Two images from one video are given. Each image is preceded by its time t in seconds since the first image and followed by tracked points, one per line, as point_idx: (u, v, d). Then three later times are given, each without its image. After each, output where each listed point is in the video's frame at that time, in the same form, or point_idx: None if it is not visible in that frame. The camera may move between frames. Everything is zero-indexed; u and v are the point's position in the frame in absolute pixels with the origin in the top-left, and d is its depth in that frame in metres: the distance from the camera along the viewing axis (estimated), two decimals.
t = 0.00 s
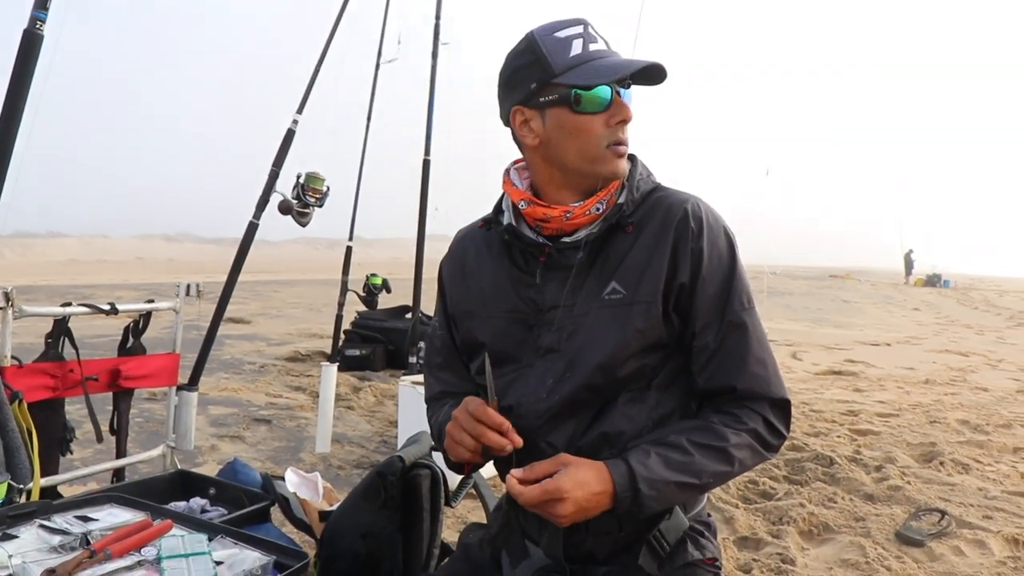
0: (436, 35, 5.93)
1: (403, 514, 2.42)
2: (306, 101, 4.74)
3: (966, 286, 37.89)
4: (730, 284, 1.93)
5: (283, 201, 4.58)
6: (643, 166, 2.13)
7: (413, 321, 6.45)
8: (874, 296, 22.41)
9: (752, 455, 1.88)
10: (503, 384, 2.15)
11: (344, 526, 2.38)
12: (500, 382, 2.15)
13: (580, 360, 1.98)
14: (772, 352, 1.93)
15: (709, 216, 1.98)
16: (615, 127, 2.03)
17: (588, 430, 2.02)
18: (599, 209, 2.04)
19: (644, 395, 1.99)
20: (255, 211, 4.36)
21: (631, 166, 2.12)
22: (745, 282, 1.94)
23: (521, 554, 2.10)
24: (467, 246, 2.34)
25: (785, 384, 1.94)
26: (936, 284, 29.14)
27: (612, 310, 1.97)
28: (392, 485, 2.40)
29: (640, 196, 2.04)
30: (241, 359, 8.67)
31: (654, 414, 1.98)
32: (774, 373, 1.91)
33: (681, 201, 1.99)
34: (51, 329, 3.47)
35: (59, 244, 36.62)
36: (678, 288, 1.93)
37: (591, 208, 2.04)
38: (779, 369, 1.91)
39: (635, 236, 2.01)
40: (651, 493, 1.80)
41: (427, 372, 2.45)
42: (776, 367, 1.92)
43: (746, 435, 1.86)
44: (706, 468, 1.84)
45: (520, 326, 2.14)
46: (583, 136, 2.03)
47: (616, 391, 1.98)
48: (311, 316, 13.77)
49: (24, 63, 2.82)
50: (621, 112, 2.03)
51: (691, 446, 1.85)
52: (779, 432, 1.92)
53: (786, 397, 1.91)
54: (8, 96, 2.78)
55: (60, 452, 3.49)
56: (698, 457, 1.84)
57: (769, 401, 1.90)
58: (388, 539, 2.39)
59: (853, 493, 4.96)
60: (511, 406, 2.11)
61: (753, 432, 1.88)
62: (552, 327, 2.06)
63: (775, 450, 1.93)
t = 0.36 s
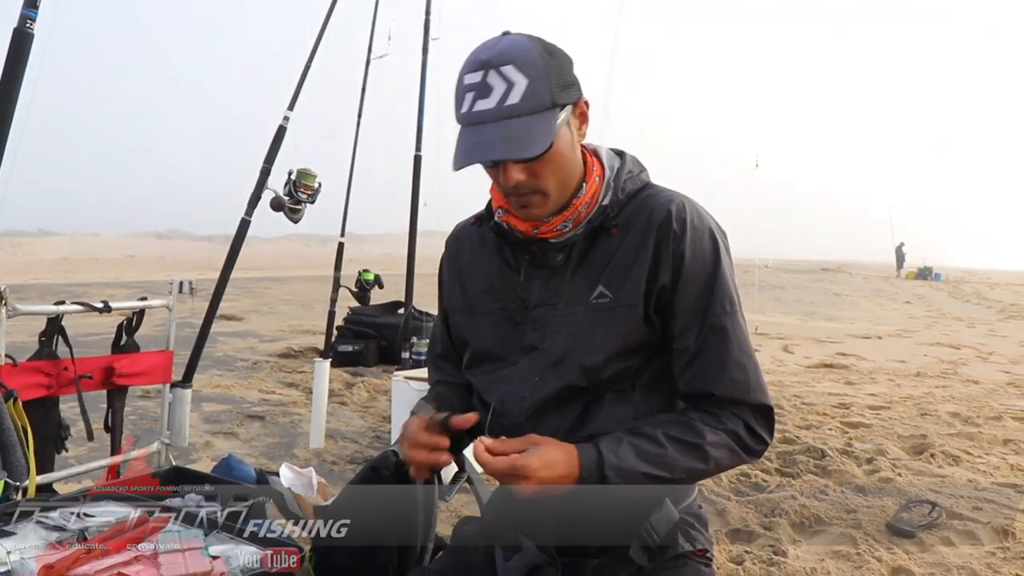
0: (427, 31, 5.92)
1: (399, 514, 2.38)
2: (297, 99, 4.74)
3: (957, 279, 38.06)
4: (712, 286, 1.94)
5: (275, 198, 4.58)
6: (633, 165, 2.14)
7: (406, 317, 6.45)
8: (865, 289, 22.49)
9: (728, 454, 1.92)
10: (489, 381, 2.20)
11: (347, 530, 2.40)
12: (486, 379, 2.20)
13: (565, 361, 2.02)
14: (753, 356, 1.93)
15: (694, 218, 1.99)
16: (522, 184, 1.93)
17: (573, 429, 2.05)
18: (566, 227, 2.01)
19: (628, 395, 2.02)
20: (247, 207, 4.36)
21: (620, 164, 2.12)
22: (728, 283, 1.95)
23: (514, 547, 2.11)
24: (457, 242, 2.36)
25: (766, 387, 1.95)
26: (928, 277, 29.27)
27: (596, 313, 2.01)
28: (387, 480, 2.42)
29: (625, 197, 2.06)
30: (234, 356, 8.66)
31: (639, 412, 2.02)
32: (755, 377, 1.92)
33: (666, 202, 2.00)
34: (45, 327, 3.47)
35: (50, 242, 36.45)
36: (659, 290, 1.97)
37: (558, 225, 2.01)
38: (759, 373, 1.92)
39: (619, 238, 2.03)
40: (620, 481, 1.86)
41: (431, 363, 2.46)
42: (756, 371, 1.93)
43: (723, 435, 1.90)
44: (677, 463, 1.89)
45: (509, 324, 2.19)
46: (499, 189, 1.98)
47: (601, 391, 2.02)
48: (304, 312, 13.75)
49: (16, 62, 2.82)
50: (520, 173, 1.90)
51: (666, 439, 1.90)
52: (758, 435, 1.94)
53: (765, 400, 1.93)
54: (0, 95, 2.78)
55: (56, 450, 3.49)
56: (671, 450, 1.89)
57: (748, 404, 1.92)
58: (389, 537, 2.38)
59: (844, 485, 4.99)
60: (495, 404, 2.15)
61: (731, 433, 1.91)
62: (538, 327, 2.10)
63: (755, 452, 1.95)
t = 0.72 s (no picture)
0: (431, 23, 5.92)
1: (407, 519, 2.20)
2: (302, 92, 4.74)
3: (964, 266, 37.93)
4: (700, 288, 1.92)
5: (281, 191, 4.59)
6: (622, 158, 2.13)
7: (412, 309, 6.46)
8: (870, 278, 22.43)
9: (718, 459, 1.93)
10: (482, 380, 2.22)
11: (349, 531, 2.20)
12: (480, 378, 2.23)
13: (557, 363, 2.05)
14: (744, 359, 1.92)
15: (682, 216, 1.97)
16: (505, 198, 1.92)
17: (567, 431, 2.06)
18: (554, 232, 2.03)
19: (621, 395, 2.04)
20: (254, 201, 4.37)
21: (610, 158, 2.12)
22: (718, 283, 1.92)
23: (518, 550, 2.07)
24: (452, 238, 2.38)
25: (758, 389, 1.94)
26: (933, 265, 29.20)
27: (586, 315, 2.03)
28: (394, 471, 2.44)
29: (614, 195, 2.06)
30: (241, 349, 8.69)
31: (634, 411, 2.03)
32: (745, 380, 1.91)
33: (654, 202, 1.99)
34: (54, 321, 3.49)
35: (56, 235, 36.55)
36: (647, 293, 1.97)
37: (544, 231, 2.03)
38: (749, 376, 1.91)
39: (609, 239, 2.03)
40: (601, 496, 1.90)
41: (426, 354, 2.46)
42: (747, 373, 1.92)
43: (712, 442, 1.91)
44: (661, 474, 1.92)
45: (504, 323, 2.21)
46: (483, 203, 1.98)
47: (593, 392, 2.04)
48: (309, 305, 13.78)
49: (24, 58, 2.83)
50: (501, 190, 1.89)
51: (650, 452, 1.92)
52: (750, 437, 1.94)
53: (757, 402, 1.93)
54: (9, 91, 2.79)
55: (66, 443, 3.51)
56: (655, 464, 1.91)
57: (738, 407, 1.92)
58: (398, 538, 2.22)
59: (851, 473, 4.99)
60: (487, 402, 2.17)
61: (721, 438, 1.91)
62: (532, 327, 2.13)
63: (747, 454, 1.96)
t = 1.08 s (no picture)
0: (429, 10, 5.89)
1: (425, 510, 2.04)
2: (300, 80, 4.72)
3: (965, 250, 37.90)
4: (695, 272, 1.92)
5: (279, 179, 4.58)
6: (617, 143, 2.12)
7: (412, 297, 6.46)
8: (870, 262, 22.44)
9: (713, 445, 1.93)
10: (479, 368, 2.22)
11: (349, 531, 2.10)
12: (477, 366, 2.23)
13: (553, 350, 2.04)
14: (740, 343, 1.92)
15: (677, 201, 1.97)
16: (498, 190, 1.92)
17: (564, 416, 2.06)
18: (549, 220, 2.03)
19: (616, 381, 2.04)
20: (252, 190, 4.36)
21: (605, 143, 2.10)
22: (714, 267, 1.92)
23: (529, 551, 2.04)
24: (450, 227, 2.37)
25: (754, 374, 1.94)
26: (934, 249, 29.19)
27: (582, 301, 2.03)
28: (395, 457, 2.44)
29: (609, 181, 2.05)
30: (241, 338, 8.70)
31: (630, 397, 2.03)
32: (741, 364, 1.91)
33: (649, 186, 1.99)
34: (53, 312, 3.49)
35: (55, 227, 36.54)
36: (642, 277, 1.97)
37: (539, 220, 2.03)
38: (744, 361, 1.91)
39: (604, 225, 2.03)
40: (593, 480, 1.91)
41: (429, 343, 2.47)
42: (743, 358, 1.92)
43: (706, 427, 1.90)
44: (654, 459, 1.92)
45: (499, 310, 2.21)
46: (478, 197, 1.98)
47: (589, 378, 2.04)
48: (310, 293, 13.79)
49: (19, 48, 2.81)
50: (493, 184, 1.88)
51: (645, 437, 1.91)
52: (745, 422, 1.94)
53: (754, 387, 1.92)
54: (5, 82, 2.78)
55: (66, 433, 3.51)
56: (649, 449, 1.91)
57: (734, 391, 1.92)
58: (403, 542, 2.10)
59: (852, 457, 5.00)
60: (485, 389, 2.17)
61: (716, 423, 1.91)
62: (528, 314, 2.13)
63: (743, 440, 1.95)
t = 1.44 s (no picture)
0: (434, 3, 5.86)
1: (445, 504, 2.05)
2: (305, 74, 4.70)
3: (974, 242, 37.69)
4: (707, 265, 1.90)
5: (285, 175, 4.57)
6: (627, 137, 2.10)
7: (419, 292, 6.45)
8: (878, 254, 22.34)
9: (722, 438, 1.91)
10: (489, 363, 2.21)
11: (349, 532, 2.09)
12: (488, 360, 2.21)
13: (563, 345, 2.03)
14: (750, 337, 1.90)
15: (688, 193, 1.94)
16: (506, 185, 1.90)
17: (574, 410, 2.05)
18: (558, 214, 2.02)
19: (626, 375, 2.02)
20: (258, 185, 4.35)
21: (614, 137, 2.08)
22: (725, 260, 1.90)
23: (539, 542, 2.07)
24: (457, 221, 2.35)
25: (764, 367, 1.92)
26: (943, 240, 29.05)
27: (592, 295, 2.01)
28: (403, 452, 2.44)
29: (620, 174, 2.03)
30: (249, 334, 8.71)
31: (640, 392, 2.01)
32: (751, 359, 1.89)
33: (660, 179, 1.96)
34: (60, 309, 3.49)
35: (63, 224, 36.67)
36: (653, 271, 1.95)
37: (549, 214, 2.02)
38: (754, 354, 1.89)
39: (615, 218, 2.01)
40: (603, 472, 1.90)
41: (441, 338, 2.46)
42: (754, 352, 1.90)
43: (715, 421, 1.89)
44: (665, 452, 1.90)
45: (508, 305, 2.19)
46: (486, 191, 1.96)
47: (599, 372, 2.02)
48: (316, 288, 13.81)
49: (23, 44, 2.79)
50: (501, 180, 1.86)
51: (655, 429, 1.90)
52: (755, 415, 1.92)
53: (764, 381, 1.90)
54: (10, 79, 2.77)
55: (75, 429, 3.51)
56: (659, 441, 1.89)
57: (744, 385, 1.89)
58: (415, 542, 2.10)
59: (862, 451, 4.97)
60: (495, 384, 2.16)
61: (725, 417, 1.89)
62: (538, 309, 2.11)
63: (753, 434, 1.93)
